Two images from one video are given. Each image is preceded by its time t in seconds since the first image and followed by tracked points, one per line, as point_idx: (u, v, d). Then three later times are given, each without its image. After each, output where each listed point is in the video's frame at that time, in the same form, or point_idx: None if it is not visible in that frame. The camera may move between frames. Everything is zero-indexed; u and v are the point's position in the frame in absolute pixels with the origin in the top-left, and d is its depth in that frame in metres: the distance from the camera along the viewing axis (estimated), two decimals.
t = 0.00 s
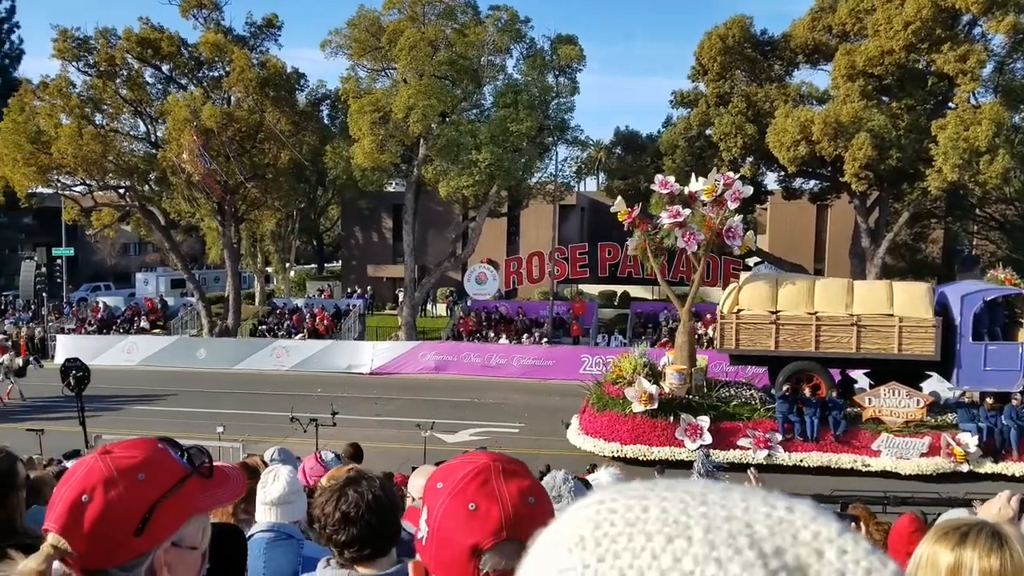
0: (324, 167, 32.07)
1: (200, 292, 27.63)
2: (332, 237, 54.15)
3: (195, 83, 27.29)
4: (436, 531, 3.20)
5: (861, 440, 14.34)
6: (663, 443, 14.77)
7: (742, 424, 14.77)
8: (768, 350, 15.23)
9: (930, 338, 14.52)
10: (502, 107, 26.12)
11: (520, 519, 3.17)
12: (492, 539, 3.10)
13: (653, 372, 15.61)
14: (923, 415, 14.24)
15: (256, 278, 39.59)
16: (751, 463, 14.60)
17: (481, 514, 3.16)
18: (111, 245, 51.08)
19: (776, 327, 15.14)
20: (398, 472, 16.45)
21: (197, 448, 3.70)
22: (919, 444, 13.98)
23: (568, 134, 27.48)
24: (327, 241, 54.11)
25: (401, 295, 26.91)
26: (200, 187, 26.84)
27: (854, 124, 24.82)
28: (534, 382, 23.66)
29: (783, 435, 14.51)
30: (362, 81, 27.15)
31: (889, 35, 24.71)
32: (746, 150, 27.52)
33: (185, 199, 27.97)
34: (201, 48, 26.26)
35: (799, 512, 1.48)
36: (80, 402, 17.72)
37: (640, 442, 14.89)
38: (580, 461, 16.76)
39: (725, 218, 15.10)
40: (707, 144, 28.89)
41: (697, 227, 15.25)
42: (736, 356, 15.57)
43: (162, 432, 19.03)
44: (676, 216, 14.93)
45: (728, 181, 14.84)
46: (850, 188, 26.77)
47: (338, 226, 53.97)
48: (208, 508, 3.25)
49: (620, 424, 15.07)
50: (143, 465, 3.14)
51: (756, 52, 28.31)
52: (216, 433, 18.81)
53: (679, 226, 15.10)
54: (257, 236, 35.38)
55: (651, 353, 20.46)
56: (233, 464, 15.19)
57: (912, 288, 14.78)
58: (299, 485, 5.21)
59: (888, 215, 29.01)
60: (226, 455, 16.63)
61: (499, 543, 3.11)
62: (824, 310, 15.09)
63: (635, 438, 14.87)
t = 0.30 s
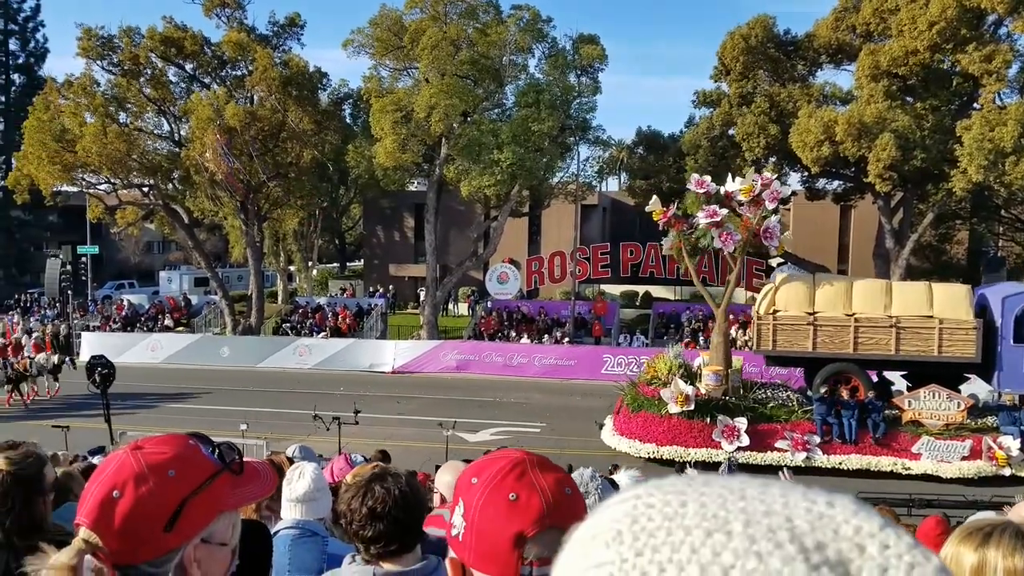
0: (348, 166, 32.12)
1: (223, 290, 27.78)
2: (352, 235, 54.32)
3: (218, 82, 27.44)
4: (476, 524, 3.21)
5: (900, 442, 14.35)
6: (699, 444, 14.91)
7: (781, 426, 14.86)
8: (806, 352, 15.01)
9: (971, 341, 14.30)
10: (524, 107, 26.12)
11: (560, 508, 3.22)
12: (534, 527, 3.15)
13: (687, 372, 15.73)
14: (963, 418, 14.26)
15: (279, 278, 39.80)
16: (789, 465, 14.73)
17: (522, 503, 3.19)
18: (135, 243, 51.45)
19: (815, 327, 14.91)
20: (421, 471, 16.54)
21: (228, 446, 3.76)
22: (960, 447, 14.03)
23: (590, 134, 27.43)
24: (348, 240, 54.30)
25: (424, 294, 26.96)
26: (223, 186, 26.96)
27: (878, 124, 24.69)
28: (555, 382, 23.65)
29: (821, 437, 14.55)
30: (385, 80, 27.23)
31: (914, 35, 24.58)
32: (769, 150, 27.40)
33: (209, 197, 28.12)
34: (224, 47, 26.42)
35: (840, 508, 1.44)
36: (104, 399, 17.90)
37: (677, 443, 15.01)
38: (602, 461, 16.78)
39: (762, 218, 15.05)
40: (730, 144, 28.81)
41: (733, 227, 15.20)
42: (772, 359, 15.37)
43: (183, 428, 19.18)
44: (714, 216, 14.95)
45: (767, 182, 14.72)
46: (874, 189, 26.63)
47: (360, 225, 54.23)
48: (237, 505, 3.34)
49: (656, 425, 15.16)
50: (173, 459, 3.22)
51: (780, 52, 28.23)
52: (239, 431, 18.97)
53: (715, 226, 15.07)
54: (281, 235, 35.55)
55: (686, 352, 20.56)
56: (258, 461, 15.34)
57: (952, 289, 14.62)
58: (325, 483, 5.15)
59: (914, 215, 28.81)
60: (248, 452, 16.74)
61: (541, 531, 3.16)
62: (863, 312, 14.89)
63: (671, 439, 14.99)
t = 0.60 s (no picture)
0: (362, 164, 32.28)
1: (239, 286, 28.01)
2: (367, 233, 54.62)
3: (236, 81, 27.72)
4: (492, 524, 3.10)
5: (935, 447, 13.95)
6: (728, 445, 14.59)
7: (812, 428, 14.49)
8: (838, 354, 14.44)
9: (1008, 345, 13.66)
10: (538, 105, 26.06)
11: (576, 508, 3.10)
12: (549, 526, 3.04)
13: (716, 374, 15.44)
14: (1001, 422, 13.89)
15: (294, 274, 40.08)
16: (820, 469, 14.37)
17: (538, 502, 3.08)
18: (154, 238, 52.04)
19: (847, 330, 14.36)
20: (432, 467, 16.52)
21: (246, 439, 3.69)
22: (997, 452, 13.67)
23: (605, 132, 27.25)
24: (364, 237, 54.57)
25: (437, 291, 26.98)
26: (240, 183, 27.21)
27: (898, 122, 24.31)
28: (569, 380, 23.53)
29: (853, 441, 14.20)
30: (400, 78, 27.34)
31: (936, 32, 24.17)
32: (786, 149, 27.07)
33: (225, 195, 28.40)
34: (242, 46, 26.69)
35: (877, 513, 1.30)
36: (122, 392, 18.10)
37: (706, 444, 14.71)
38: (615, 461, 16.66)
39: (795, 216, 14.16)
40: (746, 143, 28.53)
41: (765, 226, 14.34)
42: (803, 360, 14.85)
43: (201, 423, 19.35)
44: (743, 215, 14.09)
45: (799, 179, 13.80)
46: (893, 189, 26.22)
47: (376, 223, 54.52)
48: (258, 497, 3.28)
49: (684, 426, 14.92)
50: (196, 450, 3.17)
51: (798, 49, 27.91)
52: (254, 426, 19.08)
53: (746, 226, 14.22)
54: (296, 232, 35.81)
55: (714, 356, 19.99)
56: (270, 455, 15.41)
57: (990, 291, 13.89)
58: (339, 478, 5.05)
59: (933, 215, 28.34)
60: (263, 446, 16.83)
61: (557, 530, 3.05)
62: (897, 313, 14.22)
63: (700, 440, 14.71)
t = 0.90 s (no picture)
0: (386, 167, 32.45)
1: (266, 289, 28.25)
2: (391, 236, 54.91)
3: (261, 86, 28.04)
4: (515, 523, 3.08)
5: (986, 449, 13.20)
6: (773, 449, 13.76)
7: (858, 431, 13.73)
8: (884, 354, 14.19)
9: None
10: (561, 106, 26.01)
11: (598, 506, 3.05)
12: (573, 522, 3.00)
13: (757, 374, 14.98)
14: None
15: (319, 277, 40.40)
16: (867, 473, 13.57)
17: (560, 500, 3.05)
18: (181, 243, 52.74)
19: (892, 329, 14.12)
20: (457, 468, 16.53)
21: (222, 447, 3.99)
22: None
23: (628, 132, 27.14)
24: (388, 240, 54.86)
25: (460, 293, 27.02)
26: (266, 188, 27.49)
27: (927, 119, 23.95)
28: (593, 382, 23.43)
29: (901, 443, 13.40)
30: (423, 81, 27.49)
31: (965, 28, 23.77)
32: (813, 146, 26.76)
33: (251, 199, 28.70)
34: (267, 52, 27.00)
35: (918, 516, 1.25)
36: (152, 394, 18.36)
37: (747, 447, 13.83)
38: (641, 462, 16.56)
39: (838, 215, 13.62)
40: (771, 141, 28.26)
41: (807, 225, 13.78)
42: (847, 360, 14.63)
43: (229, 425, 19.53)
44: (787, 214, 13.48)
45: (843, 177, 13.30)
46: (923, 186, 25.81)
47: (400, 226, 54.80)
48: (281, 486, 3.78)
49: (725, 429, 14.07)
50: (247, 457, 3.52)
51: (824, 46, 27.63)
52: (281, 428, 19.24)
53: (788, 224, 13.64)
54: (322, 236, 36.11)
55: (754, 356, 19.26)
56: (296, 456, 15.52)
57: None
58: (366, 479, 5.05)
59: (964, 212, 27.84)
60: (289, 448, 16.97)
61: (580, 527, 3.01)
62: (944, 312, 13.96)
63: (743, 443, 13.83)
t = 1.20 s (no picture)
0: (404, 169, 32.51)
1: (286, 291, 28.42)
2: (411, 237, 55.07)
3: (281, 89, 28.18)
4: (533, 524, 3.05)
5: None
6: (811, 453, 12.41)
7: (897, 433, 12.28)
8: (924, 356, 13.46)
9: None
10: (580, 106, 25.89)
11: (617, 509, 3.02)
12: (591, 524, 2.97)
13: (795, 377, 13.40)
14: None
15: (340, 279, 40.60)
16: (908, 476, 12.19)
17: (577, 502, 3.02)
18: (203, 246, 53.22)
19: (932, 330, 13.38)
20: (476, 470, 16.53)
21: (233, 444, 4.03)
22: None
23: (647, 132, 26.99)
24: (407, 241, 55.03)
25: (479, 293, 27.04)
26: (287, 190, 27.68)
27: (952, 116, 23.65)
28: (612, 383, 23.33)
29: (942, 446, 12.02)
30: (441, 83, 27.54)
31: (990, 22, 23.41)
32: (835, 145, 26.49)
33: (272, 202, 28.86)
34: (287, 55, 27.15)
35: (934, 519, 1.23)
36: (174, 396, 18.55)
37: (784, 452, 12.48)
38: (661, 464, 16.43)
39: (876, 215, 12.78)
40: (793, 140, 28.01)
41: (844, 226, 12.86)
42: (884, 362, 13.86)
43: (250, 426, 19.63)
44: (823, 212, 12.62)
45: (881, 174, 12.52)
46: (947, 184, 25.43)
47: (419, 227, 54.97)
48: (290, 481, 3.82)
49: (759, 431, 12.73)
50: (258, 452, 3.58)
51: (846, 43, 27.33)
52: (301, 429, 19.35)
53: (825, 223, 12.75)
54: (342, 237, 36.29)
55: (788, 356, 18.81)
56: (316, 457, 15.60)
57: None
58: (384, 480, 5.18)
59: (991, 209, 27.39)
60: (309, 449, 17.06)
61: (597, 529, 2.98)
62: (986, 312, 13.26)
63: (779, 447, 12.47)
